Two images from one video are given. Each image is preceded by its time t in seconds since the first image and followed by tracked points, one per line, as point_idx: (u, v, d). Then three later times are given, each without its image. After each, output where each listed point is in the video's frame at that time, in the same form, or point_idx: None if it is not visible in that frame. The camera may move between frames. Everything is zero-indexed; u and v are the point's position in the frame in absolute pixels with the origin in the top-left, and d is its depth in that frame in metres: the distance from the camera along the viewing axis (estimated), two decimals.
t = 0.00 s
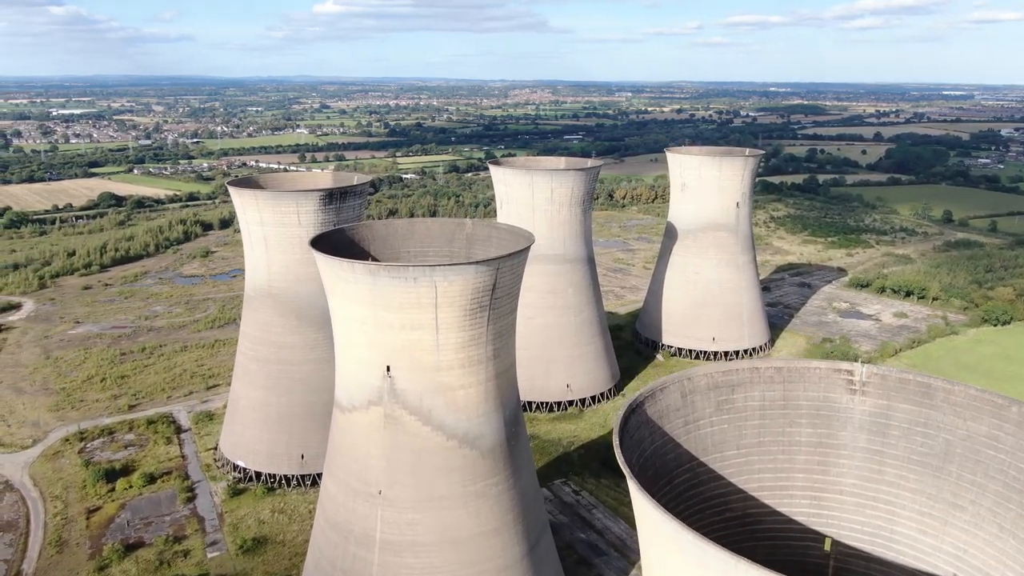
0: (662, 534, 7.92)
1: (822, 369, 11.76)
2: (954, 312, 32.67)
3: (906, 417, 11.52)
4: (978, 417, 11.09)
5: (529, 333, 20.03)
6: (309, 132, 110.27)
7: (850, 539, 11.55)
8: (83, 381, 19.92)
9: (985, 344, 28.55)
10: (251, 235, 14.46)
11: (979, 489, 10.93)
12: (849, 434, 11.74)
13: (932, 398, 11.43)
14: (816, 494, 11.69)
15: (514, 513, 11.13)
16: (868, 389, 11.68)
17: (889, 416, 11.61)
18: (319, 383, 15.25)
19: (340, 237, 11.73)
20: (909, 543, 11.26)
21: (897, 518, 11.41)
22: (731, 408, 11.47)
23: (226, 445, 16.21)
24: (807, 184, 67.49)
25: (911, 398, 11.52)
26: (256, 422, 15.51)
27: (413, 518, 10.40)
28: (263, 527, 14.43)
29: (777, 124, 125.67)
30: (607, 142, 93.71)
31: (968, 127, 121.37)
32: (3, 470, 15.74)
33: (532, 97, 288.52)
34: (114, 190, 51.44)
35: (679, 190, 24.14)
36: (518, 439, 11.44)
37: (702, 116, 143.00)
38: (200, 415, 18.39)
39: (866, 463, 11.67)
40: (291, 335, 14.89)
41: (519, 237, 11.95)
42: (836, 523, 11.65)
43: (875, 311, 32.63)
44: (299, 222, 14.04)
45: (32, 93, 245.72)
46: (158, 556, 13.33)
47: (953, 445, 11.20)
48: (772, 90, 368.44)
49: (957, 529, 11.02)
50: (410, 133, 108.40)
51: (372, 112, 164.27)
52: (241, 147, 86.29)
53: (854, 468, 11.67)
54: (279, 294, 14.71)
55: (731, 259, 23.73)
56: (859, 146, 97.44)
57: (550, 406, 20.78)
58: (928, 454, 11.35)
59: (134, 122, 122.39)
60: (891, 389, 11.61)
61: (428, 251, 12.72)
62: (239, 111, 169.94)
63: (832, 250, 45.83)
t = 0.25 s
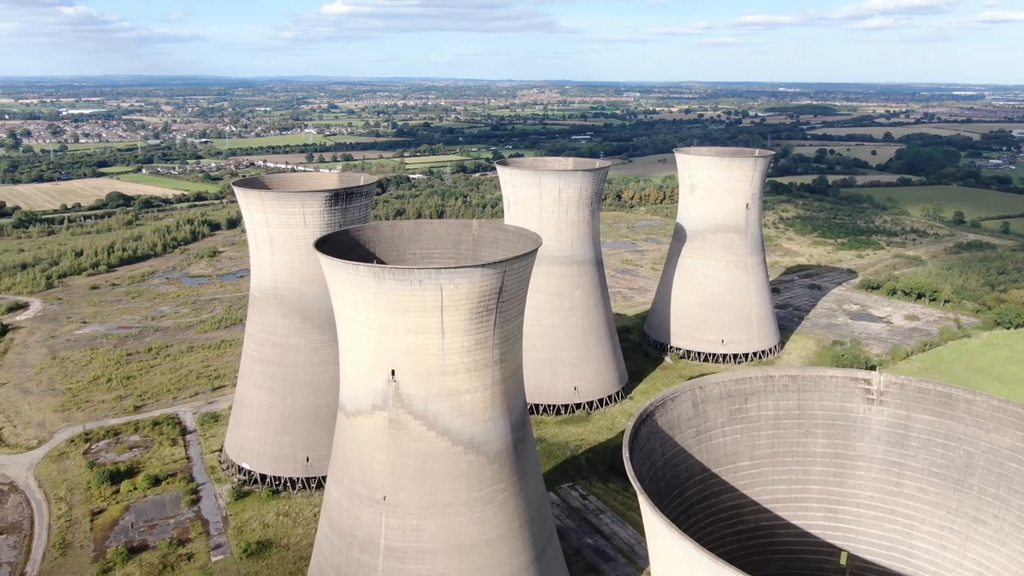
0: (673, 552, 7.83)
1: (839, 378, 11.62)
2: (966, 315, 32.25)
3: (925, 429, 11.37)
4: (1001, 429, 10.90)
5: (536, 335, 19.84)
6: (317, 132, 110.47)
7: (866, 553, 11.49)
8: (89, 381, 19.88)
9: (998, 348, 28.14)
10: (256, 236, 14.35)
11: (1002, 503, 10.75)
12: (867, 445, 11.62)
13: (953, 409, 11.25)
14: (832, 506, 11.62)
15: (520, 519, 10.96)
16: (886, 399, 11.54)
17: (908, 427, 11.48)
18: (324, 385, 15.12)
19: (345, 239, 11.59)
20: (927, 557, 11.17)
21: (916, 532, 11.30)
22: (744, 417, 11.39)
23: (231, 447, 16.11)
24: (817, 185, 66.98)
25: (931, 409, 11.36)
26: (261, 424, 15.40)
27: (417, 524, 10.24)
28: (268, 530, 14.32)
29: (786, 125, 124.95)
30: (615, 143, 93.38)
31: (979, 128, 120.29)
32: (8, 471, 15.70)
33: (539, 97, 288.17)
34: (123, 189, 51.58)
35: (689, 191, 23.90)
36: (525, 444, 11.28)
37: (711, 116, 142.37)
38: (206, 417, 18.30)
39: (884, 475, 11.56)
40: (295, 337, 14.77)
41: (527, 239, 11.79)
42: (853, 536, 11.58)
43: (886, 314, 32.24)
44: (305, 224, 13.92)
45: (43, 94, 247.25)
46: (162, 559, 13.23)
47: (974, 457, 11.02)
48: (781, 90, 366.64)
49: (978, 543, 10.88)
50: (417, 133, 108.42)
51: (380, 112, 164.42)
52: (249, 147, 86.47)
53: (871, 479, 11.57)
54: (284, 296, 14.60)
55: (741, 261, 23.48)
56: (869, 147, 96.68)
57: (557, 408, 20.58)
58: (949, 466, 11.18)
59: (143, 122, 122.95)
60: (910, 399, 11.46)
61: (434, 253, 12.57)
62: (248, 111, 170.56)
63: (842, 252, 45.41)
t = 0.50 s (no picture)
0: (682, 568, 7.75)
1: (854, 387, 11.55)
2: (977, 317, 31.88)
3: (943, 439, 11.25)
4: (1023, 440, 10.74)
5: (542, 337, 19.68)
6: (324, 132, 110.61)
7: (881, 565, 11.34)
8: (94, 382, 19.86)
9: (1010, 351, 27.77)
10: (262, 236, 14.25)
11: None
12: (882, 455, 11.53)
13: (972, 419, 11.13)
14: (846, 518, 11.54)
15: (527, 525, 10.81)
16: (903, 408, 11.46)
17: (925, 437, 11.37)
18: (329, 387, 15.01)
19: (350, 240, 11.47)
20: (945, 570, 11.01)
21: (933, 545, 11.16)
22: (756, 426, 11.33)
23: (235, 448, 16.02)
24: (825, 185, 66.52)
25: (949, 419, 11.24)
26: (265, 426, 15.29)
27: (422, 529, 10.10)
28: (272, 533, 14.22)
29: (794, 125, 124.32)
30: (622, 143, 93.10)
31: (990, 128, 119.31)
32: (12, 472, 15.67)
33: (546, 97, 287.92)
34: (130, 189, 51.73)
35: (697, 191, 23.69)
36: (531, 449, 11.12)
37: (719, 116, 141.81)
38: (211, 418, 18.24)
39: (901, 485, 11.44)
40: (300, 338, 14.67)
41: (534, 241, 11.65)
42: (867, 548, 11.46)
43: (896, 316, 31.90)
44: (310, 224, 13.81)
45: (53, 94, 248.95)
46: (166, 562, 13.16)
47: (994, 469, 10.87)
48: (789, 90, 364.95)
49: (1000, 558, 10.66)
50: (425, 133, 108.46)
51: (388, 112, 164.64)
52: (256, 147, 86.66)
53: (886, 490, 11.47)
54: (289, 297, 14.50)
55: (749, 263, 23.25)
56: (878, 147, 95.99)
57: (564, 411, 20.40)
58: (968, 478, 11.03)
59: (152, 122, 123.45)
60: (928, 408, 11.36)
61: (440, 254, 12.43)
62: (256, 111, 171.18)
63: (851, 253, 45.05)
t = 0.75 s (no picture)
0: None
1: (873, 398, 11.43)
2: (990, 320, 31.44)
3: (965, 452, 11.12)
4: None
5: (550, 339, 19.50)
6: (332, 132, 110.73)
7: None
8: (101, 382, 19.83)
9: None
10: (268, 237, 14.14)
11: None
12: (901, 468, 11.42)
13: (994, 431, 10.99)
14: (863, 532, 11.44)
15: (533, 532, 10.65)
16: (922, 419, 11.33)
17: (946, 449, 11.26)
18: (335, 389, 14.88)
19: (355, 241, 11.34)
20: None
21: (954, 560, 11.04)
22: (770, 438, 11.24)
23: (241, 450, 15.90)
24: (836, 186, 65.93)
25: (971, 431, 11.10)
26: (271, 428, 15.17)
27: (426, 536, 9.95)
28: (277, 536, 14.12)
29: (804, 125, 123.51)
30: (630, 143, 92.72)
31: (1002, 129, 118.17)
32: (18, 473, 15.63)
33: (554, 97, 287.46)
34: (139, 189, 51.86)
35: (706, 192, 23.42)
36: (538, 454, 10.95)
37: (728, 117, 141.12)
38: (217, 419, 18.15)
39: (921, 499, 11.33)
40: (306, 340, 14.55)
41: (541, 243, 11.47)
42: (884, 563, 11.38)
43: (908, 319, 31.50)
44: (317, 225, 13.68)
45: (65, 94, 250.71)
46: (169, 565, 13.06)
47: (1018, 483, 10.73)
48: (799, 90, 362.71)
49: None
50: (433, 133, 108.47)
51: (396, 112, 164.67)
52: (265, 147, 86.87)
53: (905, 503, 11.36)
54: (295, 298, 14.38)
55: (760, 265, 22.96)
56: (889, 147, 95.15)
57: (572, 414, 20.19)
58: (992, 492, 10.91)
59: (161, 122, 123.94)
60: (949, 419, 11.21)
61: (446, 256, 12.28)
62: (266, 111, 171.80)
63: (862, 255, 44.59)
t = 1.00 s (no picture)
0: None
1: (890, 407, 11.27)
2: (1002, 323, 31.07)
3: (984, 464, 10.95)
4: None
5: (557, 341, 19.34)
6: (340, 132, 110.92)
7: None
8: (106, 383, 19.81)
9: None
10: (273, 238, 14.04)
11: None
12: (919, 479, 11.25)
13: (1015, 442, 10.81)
14: (879, 545, 11.30)
15: (540, 538, 10.49)
16: (941, 429, 11.15)
17: (966, 460, 11.07)
18: (339, 391, 14.76)
19: (360, 243, 11.22)
20: None
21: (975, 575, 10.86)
22: (782, 448, 11.12)
23: (246, 452, 15.80)
24: (845, 187, 65.45)
25: (991, 442, 10.91)
26: (276, 430, 15.06)
27: (431, 542, 9.80)
28: (281, 539, 14.01)
29: (813, 125, 122.79)
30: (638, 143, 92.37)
31: (1013, 129, 117.09)
32: (23, 474, 15.60)
33: (561, 97, 287.07)
34: (147, 189, 52.02)
35: (715, 193, 23.20)
36: (545, 459, 10.80)
37: (736, 117, 140.53)
38: (222, 421, 18.09)
39: (939, 512, 11.17)
40: (311, 341, 14.44)
41: (548, 245, 11.31)
42: None
43: (919, 321, 31.17)
44: (322, 226, 13.57)
45: (75, 95, 252.39)
46: (173, 568, 12.97)
47: None
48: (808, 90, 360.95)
49: None
50: (440, 134, 108.49)
51: (403, 112, 164.70)
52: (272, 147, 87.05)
53: (923, 516, 11.20)
54: (300, 300, 14.27)
55: (769, 266, 22.73)
56: (899, 148, 94.45)
57: (578, 416, 20.00)
58: (1013, 505, 10.73)
59: (169, 122, 124.42)
60: (969, 429, 11.03)
61: (453, 258, 12.14)
62: (273, 111, 172.20)
63: (871, 256, 44.21)
